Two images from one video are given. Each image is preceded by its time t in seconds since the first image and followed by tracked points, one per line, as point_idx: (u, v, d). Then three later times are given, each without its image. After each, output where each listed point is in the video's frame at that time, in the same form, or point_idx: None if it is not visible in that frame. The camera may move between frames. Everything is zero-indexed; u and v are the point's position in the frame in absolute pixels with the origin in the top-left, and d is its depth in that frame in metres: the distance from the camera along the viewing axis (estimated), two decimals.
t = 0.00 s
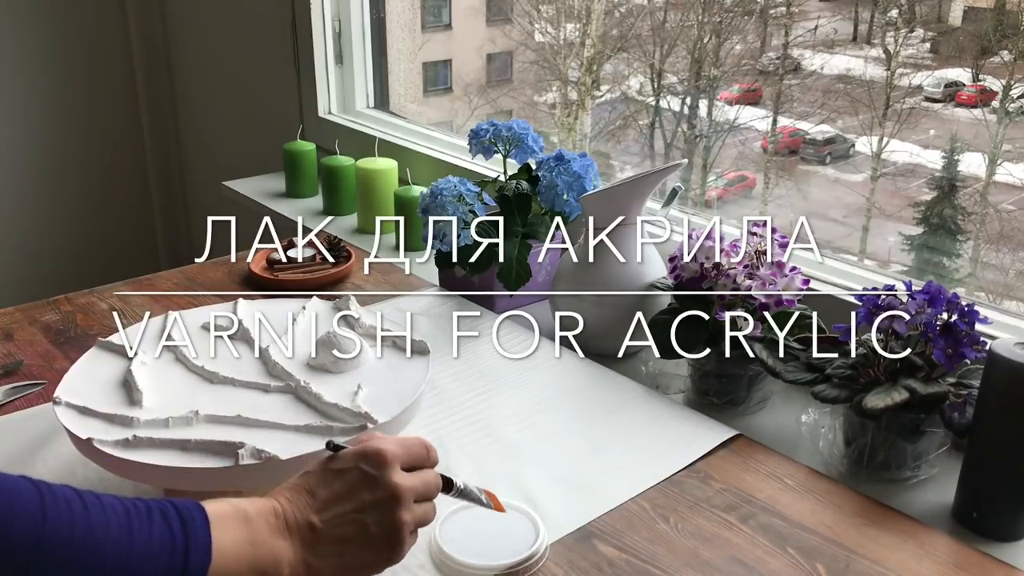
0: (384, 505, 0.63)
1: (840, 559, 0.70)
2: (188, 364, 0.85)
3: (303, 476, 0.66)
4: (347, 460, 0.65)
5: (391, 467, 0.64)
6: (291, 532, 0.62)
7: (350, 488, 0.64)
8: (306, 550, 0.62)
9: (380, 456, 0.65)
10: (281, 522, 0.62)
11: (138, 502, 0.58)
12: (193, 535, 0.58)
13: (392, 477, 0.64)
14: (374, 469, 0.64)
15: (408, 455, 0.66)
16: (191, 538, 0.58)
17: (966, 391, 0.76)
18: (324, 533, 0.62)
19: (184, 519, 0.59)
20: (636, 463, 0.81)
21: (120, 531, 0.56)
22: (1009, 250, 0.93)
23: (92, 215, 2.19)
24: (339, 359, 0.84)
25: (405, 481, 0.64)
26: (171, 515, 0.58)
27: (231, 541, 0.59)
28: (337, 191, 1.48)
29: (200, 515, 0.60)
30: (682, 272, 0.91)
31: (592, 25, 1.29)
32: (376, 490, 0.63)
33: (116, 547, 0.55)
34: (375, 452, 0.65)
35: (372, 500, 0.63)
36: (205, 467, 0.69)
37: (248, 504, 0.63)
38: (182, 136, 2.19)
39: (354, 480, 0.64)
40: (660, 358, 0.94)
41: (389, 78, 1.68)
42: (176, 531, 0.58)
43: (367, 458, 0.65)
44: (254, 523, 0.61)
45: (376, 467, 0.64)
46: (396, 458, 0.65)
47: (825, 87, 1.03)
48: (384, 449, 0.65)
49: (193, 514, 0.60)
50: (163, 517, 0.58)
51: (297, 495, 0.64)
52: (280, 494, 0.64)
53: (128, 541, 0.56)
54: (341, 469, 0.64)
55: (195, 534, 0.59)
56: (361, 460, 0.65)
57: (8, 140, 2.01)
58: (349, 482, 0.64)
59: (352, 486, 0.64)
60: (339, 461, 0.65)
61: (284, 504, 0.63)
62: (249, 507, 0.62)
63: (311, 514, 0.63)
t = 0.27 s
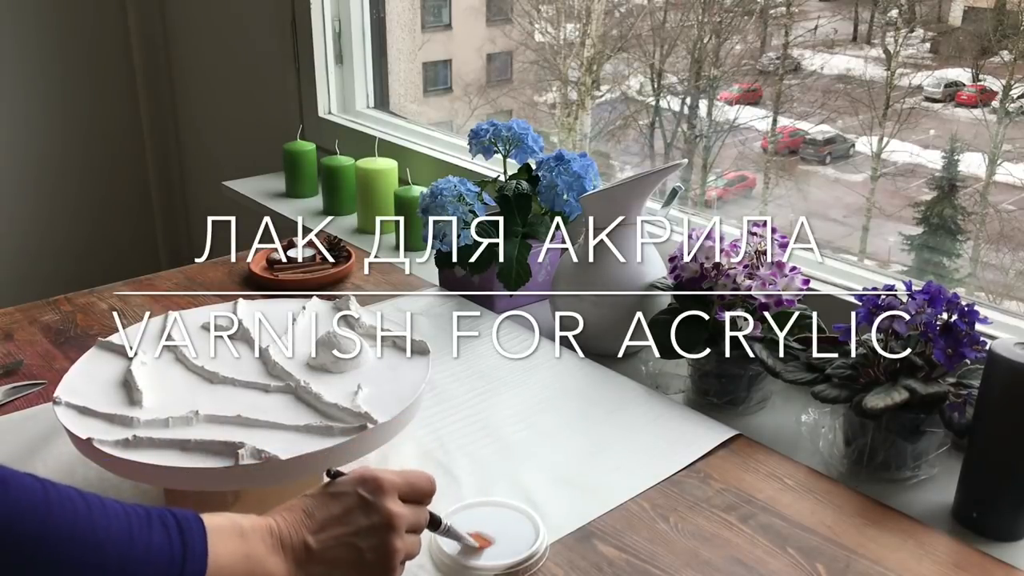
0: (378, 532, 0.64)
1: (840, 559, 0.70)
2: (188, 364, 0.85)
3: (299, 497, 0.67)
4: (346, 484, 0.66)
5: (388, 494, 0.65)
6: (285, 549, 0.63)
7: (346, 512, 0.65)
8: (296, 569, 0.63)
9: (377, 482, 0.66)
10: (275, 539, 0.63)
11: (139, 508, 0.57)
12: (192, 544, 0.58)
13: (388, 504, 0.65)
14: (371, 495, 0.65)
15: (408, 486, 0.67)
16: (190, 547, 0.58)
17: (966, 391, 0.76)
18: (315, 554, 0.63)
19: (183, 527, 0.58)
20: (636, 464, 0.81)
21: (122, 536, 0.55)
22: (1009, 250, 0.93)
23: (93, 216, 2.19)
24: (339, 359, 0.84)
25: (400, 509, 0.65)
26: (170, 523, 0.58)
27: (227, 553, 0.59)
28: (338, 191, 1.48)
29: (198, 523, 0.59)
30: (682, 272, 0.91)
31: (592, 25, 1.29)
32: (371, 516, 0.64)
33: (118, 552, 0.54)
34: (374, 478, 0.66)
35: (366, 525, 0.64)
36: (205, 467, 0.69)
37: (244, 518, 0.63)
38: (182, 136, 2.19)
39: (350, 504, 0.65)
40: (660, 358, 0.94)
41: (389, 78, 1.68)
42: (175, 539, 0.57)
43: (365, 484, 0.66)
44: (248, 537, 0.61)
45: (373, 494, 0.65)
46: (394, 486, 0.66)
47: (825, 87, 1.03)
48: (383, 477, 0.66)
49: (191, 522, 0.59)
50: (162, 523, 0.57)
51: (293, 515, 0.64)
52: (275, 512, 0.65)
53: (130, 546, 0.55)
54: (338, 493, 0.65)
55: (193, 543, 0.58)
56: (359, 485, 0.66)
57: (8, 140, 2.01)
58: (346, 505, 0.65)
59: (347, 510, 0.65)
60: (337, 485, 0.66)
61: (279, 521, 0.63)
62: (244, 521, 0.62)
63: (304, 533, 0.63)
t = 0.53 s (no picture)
0: (374, 532, 0.64)
1: (840, 559, 0.70)
2: (188, 364, 0.85)
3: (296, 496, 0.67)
4: (343, 485, 0.66)
5: (386, 496, 0.66)
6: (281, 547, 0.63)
7: (342, 512, 0.65)
8: (290, 567, 0.63)
9: (375, 484, 0.66)
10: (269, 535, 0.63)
11: (133, 500, 0.58)
12: (184, 536, 0.58)
13: (385, 506, 0.65)
14: (368, 496, 0.65)
15: (405, 488, 0.67)
16: (182, 539, 0.58)
17: (966, 391, 0.76)
18: (310, 553, 0.63)
19: (176, 520, 0.58)
20: (636, 464, 0.81)
21: (113, 524, 0.55)
22: (1009, 250, 0.93)
23: (93, 216, 2.19)
24: (339, 359, 0.84)
25: (397, 512, 0.65)
26: (163, 515, 0.58)
27: (221, 546, 0.59)
28: (337, 191, 1.48)
29: (191, 517, 0.59)
30: (682, 272, 0.91)
31: (592, 25, 1.29)
32: (368, 517, 0.64)
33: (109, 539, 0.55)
34: (371, 480, 0.66)
35: (362, 526, 0.64)
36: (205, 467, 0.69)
37: (239, 515, 0.63)
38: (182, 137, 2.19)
39: (347, 505, 0.65)
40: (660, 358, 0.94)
41: (389, 78, 1.68)
42: (168, 530, 0.57)
43: (363, 485, 0.66)
44: (242, 533, 0.61)
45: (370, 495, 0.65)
46: (391, 489, 0.66)
47: (825, 87, 1.03)
48: (381, 479, 0.66)
49: (185, 516, 0.59)
50: (155, 515, 0.58)
51: (290, 513, 0.64)
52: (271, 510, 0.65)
53: (120, 534, 0.55)
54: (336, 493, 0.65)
55: (186, 535, 0.58)
56: (356, 486, 0.66)
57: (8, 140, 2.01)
58: (343, 505, 0.65)
59: (343, 510, 0.65)
60: (335, 486, 0.66)
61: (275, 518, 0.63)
62: (240, 518, 0.62)
63: (300, 531, 0.63)
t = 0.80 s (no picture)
0: (372, 498, 0.64)
1: (840, 559, 0.70)
2: (188, 364, 0.85)
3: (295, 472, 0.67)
4: (339, 455, 0.66)
5: (381, 462, 0.65)
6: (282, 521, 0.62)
7: (340, 481, 0.64)
8: (294, 539, 0.62)
9: (369, 452, 0.66)
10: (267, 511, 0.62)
11: (124, 482, 0.58)
12: (179, 514, 0.58)
13: (381, 470, 0.65)
14: (364, 463, 0.65)
15: (401, 454, 0.67)
16: (176, 517, 0.57)
17: (966, 391, 0.76)
18: (310, 523, 0.62)
19: (170, 498, 0.58)
20: (636, 463, 0.82)
21: (105, 504, 0.55)
22: (1009, 250, 0.93)
23: (93, 216, 2.19)
24: (339, 359, 0.84)
25: (394, 476, 0.65)
26: (156, 495, 0.58)
27: (217, 522, 0.59)
28: (337, 191, 1.48)
29: (185, 495, 0.59)
30: (682, 273, 0.91)
31: (592, 25, 1.29)
32: (365, 482, 0.64)
33: (101, 520, 0.54)
34: (366, 448, 0.66)
35: (360, 492, 0.64)
36: (205, 467, 0.69)
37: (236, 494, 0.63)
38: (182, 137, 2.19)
39: (343, 473, 0.65)
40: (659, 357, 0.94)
41: (389, 78, 1.68)
42: (161, 509, 0.57)
43: (358, 454, 0.66)
44: (239, 509, 0.61)
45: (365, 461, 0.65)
46: (386, 456, 0.66)
47: (825, 87, 1.03)
48: (375, 446, 0.66)
49: (179, 494, 0.59)
50: (147, 495, 0.58)
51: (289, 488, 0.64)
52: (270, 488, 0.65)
53: (112, 514, 0.55)
54: (331, 462, 0.65)
55: (181, 513, 0.58)
56: (351, 454, 0.66)
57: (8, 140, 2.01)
58: (339, 474, 0.64)
59: (340, 479, 0.64)
60: (331, 457, 0.66)
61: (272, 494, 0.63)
62: (237, 496, 0.63)
63: (299, 504, 0.63)
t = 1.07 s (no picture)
0: (360, 500, 0.64)
1: (840, 559, 0.70)
2: (188, 365, 0.85)
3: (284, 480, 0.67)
4: (325, 459, 0.67)
5: (367, 464, 0.66)
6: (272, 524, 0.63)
7: (326, 484, 0.65)
8: (284, 543, 0.62)
9: (355, 455, 0.67)
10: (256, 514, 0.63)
11: (115, 483, 0.57)
12: (171, 513, 0.58)
13: (367, 472, 0.65)
14: (349, 466, 0.66)
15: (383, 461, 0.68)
16: (168, 516, 0.57)
17: (966, 391, 0.76)
18: (300, 525, 0.63)
19: (161, 499, 0.58)
20: (636, 464, 0.81)
21: (97, 503, 0.55)
22: (1009, 250, 0.93)
23: (92, 216, 2.19)
24: (339, 359, 0.84)
25: (380, 479, 0.65)
26: (147, 495, 0.58)
27: (208, 523, 0.59)
28: (337, 191, 1.48)
29: (176, 496, 0.59)
30: (682, 273, 0.91)
31: (592, 25, 1.29)
32: (351, 485, 0.65)
33: (94, 518, 0.54)
34: (350, 452, 0.66)
35: (347, 494, 0.64)
36: (205, 467, 0.69)
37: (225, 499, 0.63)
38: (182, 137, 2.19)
39: (330, 477, 0.65)
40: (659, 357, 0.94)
41: (389, 78, 1.68)
42: (153, 507, 0.57)
43: (343, 458, 0.66)
44: (229, 512, 0.62)
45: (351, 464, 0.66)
46: (371, 459, 0.67)
47: (825, 87, 1.03)
48: (360, 450, 0.67)
49: (169, 495, 0.59)
50: (139, 494, 0.57)
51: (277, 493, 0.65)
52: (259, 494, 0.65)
53: (105, 512, 0.55)
54: (317, 466, 0.66)
55: (172, 513, 0.58)
56: (336, 459, 0.66)
57: (8, 140, 2.01)
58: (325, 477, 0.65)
59: (327, 483, 0.65)
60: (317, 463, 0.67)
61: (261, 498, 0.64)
62: (227, 500, 0.63)
63: (287, 507, 0.63)
